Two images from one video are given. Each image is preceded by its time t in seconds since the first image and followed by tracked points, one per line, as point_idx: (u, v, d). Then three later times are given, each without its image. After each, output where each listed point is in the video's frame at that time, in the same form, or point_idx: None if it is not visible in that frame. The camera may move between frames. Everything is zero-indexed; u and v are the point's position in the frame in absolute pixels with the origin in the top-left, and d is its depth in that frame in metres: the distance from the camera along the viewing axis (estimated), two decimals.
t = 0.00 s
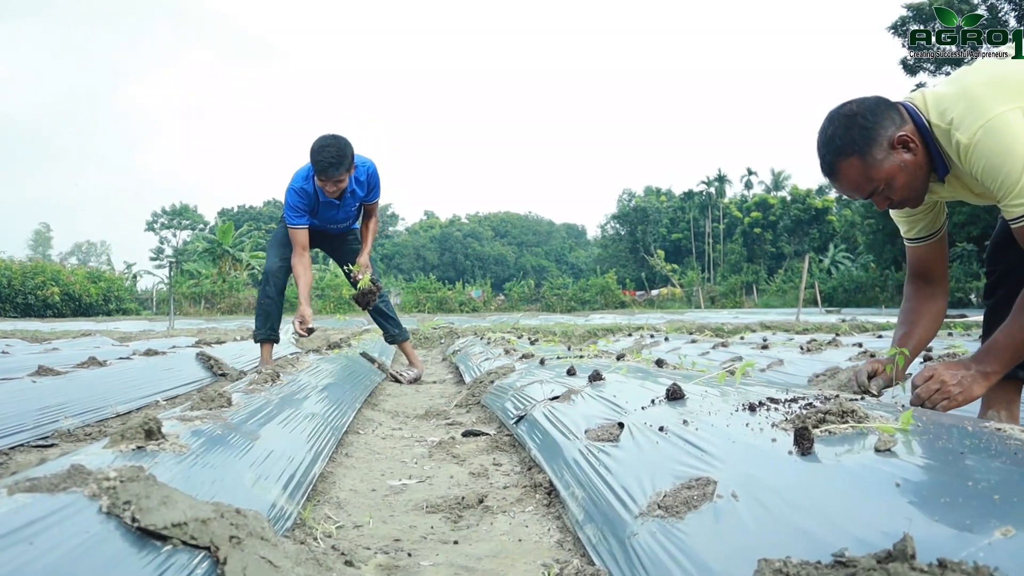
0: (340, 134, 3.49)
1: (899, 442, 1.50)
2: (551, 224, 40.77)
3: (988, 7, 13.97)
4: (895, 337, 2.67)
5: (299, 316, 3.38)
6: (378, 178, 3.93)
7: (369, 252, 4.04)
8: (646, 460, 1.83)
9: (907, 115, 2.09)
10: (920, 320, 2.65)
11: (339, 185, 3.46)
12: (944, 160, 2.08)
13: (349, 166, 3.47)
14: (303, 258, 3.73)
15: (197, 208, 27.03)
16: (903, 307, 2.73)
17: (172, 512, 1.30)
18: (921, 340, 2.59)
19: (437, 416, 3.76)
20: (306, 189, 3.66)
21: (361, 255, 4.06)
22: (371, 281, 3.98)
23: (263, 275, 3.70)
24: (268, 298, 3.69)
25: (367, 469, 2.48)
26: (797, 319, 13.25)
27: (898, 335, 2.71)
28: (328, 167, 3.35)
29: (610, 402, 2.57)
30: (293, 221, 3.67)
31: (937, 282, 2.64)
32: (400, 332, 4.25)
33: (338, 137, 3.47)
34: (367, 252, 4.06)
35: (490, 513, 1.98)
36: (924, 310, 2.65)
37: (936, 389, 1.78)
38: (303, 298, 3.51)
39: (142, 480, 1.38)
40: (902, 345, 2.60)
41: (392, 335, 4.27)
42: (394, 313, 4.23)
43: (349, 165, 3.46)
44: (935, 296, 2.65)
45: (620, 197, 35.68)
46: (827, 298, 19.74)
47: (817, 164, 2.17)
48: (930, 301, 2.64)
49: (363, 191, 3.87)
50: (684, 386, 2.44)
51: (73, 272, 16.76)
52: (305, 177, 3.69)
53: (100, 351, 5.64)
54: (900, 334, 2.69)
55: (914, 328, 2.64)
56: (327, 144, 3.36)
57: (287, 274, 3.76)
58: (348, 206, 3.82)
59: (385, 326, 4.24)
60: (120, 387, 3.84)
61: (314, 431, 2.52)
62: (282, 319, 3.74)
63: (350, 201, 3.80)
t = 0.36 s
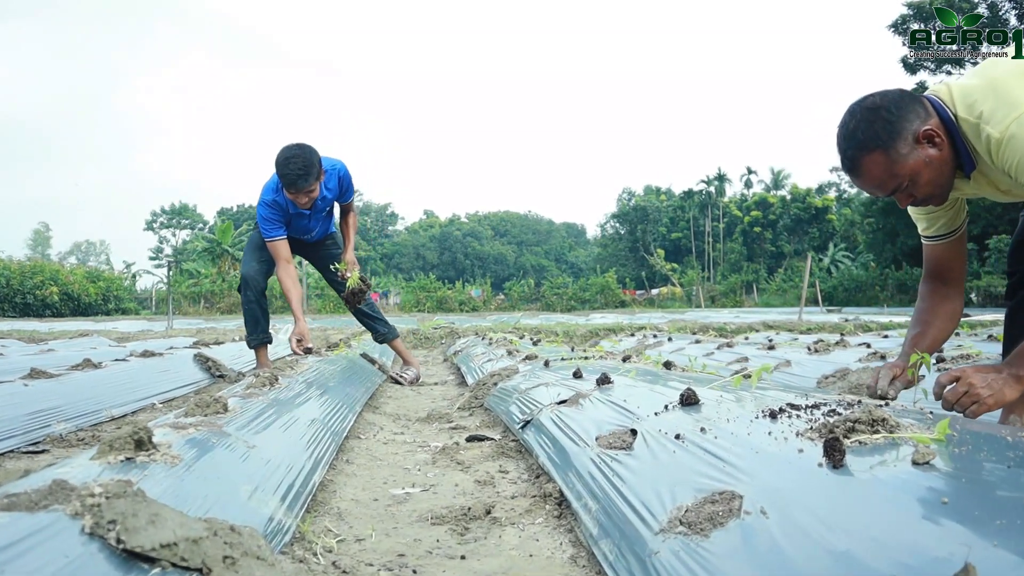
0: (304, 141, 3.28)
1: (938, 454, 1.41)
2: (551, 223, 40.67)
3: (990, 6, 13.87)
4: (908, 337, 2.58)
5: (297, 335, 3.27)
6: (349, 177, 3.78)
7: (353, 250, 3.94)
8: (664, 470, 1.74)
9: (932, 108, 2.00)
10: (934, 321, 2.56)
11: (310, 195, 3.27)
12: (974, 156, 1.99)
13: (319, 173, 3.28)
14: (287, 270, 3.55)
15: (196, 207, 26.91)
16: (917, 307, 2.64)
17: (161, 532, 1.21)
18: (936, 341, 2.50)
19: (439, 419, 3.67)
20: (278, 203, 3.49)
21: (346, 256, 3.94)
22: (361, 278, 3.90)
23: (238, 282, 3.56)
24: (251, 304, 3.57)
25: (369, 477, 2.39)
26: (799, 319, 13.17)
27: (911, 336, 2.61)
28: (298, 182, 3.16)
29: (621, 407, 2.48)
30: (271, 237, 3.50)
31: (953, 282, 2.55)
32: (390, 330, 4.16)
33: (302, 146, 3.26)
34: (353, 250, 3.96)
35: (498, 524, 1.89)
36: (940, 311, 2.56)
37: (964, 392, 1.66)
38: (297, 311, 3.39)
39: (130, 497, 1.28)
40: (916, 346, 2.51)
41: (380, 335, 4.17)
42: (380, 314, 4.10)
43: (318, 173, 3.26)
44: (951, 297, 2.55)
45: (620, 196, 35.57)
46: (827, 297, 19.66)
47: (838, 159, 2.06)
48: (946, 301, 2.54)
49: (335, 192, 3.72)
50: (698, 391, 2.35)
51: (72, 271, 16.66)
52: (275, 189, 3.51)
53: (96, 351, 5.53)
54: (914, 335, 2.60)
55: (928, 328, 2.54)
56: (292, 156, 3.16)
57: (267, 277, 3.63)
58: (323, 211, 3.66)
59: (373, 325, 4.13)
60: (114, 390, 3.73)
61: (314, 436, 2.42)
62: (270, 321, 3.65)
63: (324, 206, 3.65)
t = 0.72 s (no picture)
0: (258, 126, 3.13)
1: (988, 468, 1.31)
2: (551, 222, 40.55)
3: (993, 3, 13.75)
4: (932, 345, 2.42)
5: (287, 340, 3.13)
6: (318, 157, 3.60)
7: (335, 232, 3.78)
8: (689, 484, 1.64)
9: (965, 100, 1.86)
10: (956, 327, 2.41)
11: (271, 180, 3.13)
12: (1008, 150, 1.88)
13: (279, 158, 3.14)
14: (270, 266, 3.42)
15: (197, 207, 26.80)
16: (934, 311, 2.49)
17: (145, 557, 1.10)
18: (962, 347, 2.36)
19: (443, 423, 3.56)
20: (247, 196, 3.36)
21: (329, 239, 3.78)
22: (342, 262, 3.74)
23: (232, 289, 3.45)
24: (247, 310, 3.48)
25: (372, 485, 2.28)
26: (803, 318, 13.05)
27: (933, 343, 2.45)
28: (260, 172, 3.03)
29: (635, 413, 2.37)
30: (247, 235, 3.38)
31: (972, 283, 2.41)
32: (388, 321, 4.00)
33: (256, 132, 3.11)
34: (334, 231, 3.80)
35: (509, 539, 1.79)
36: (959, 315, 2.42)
37: (969, 404, 1.72)
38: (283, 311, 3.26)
39: (113, 519, 1.18)
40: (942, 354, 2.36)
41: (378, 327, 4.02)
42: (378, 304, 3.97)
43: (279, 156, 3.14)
44: (970, 297, 2.42)
45: (621, 195, 35.48)
46: (829, 296, 19.47)
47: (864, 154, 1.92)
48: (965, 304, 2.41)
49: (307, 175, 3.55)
50: (718, 397, 2.25)
51: (72, 270, 16.56)
52: (240, 183, 3.38)
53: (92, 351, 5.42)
54: (936, 342, 2.44)
55: (952, 335, 2.39)
56: (248, 145, 3.01)
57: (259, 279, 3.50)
58: (295, 197, 3.51)
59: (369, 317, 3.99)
60: (109, 393, 3.60)
61: (315, 442, 2.32)
62: (268, 323, 3.58)
63: (295, 191, 3.48)
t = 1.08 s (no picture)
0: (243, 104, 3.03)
1: None
2: (553, 221, 40.43)
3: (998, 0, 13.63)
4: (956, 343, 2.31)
5: (275, 296, 3.30)
6: (306, 138, 3.45)
7: (326, 218, 3.59)
8: (717, 497, 1.54)
9: (998, 92, 1.73)
10: (985, 326, 2.28)
11: (255, 161, 3.04)
12: None
13: (263, 137, 3.06)
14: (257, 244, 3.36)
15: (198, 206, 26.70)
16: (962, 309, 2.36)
17: None
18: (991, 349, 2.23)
19: (448, 426, 3.46)
20: (226, 171, 3.24)
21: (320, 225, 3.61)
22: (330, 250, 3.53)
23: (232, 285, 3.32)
24: (244, 311, 3.37)
25: (376, 495, 2.18)
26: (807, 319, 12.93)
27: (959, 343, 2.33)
28: (239, 149, 2.94)
29: (651, 418, 2.27)
30: (226, 210, 3.30)
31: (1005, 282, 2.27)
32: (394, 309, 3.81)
33: (239, 108, 3.01)
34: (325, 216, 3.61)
35: (523, 554, 1.68)
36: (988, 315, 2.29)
37: (998, 413, 1.72)
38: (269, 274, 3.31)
39: (94, 542, 1.08)
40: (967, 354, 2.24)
41: (383, 314, 3.93)
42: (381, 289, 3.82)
43: (264, 136, 3.05)
44: (1001, 298, 2.28)
45: (623, 194, 35.37)
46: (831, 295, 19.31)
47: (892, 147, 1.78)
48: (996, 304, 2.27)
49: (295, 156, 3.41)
50: (741, 401, 2.14)
51: (73, 269, 16.47)
52: (223, 157, 3.27)
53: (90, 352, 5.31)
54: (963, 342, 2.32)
55: (979, 333, 2.28)
56: (232, 125, 2.91)
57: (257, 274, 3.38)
58: (279, 177, 3.36)
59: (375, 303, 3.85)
60: (105, 394, 3.49)
61: (317, 448, 2.21)
62: (267, 325, 3.46)
63: (278, 171, 3.34)
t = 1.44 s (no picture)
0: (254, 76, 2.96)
1: None
2: (558, 220, 40.28)
3: None
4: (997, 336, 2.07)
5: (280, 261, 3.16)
6: (314, 120, 3.27)
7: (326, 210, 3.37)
8: (756, 509, 1.43)
9: None
10: None
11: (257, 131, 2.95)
12: None
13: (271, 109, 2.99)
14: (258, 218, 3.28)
15: (204, 205, 26.66)
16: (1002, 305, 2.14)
17: None
18: None
19: (459, 428, 3.34)
20: (228, 143, 3.18)
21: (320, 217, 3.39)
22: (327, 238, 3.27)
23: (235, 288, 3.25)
24: (248, 312, 3.27)
25: (386, 502, 2.07)
26: (816, 318, 12.77)
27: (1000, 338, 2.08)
28: (240, 116, 2.88)
29: (675, 422, 2.15)
30: (227, 183, 3.23)
31: None
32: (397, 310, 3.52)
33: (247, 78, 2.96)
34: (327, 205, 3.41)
35: (546, 568, 1.58)
36: None
37: None
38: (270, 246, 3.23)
39: (80, 565, 0.99)
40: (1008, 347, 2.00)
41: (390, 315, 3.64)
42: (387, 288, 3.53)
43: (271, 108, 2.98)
44: None
45: (628, 193, 35.20)
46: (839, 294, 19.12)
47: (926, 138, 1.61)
48: None
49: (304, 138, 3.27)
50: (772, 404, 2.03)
51: (78, 269, 16.41)
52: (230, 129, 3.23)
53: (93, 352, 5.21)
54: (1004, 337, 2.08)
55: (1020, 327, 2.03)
56: (238, 93, 2.86)
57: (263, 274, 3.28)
58: (283, 157, 3.24)
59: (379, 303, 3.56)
60: (105, 395, 3.38)
61: (324, 453, 2.11)
62: (273, 330, 3.36)
63: (281, 151, 3.21)
